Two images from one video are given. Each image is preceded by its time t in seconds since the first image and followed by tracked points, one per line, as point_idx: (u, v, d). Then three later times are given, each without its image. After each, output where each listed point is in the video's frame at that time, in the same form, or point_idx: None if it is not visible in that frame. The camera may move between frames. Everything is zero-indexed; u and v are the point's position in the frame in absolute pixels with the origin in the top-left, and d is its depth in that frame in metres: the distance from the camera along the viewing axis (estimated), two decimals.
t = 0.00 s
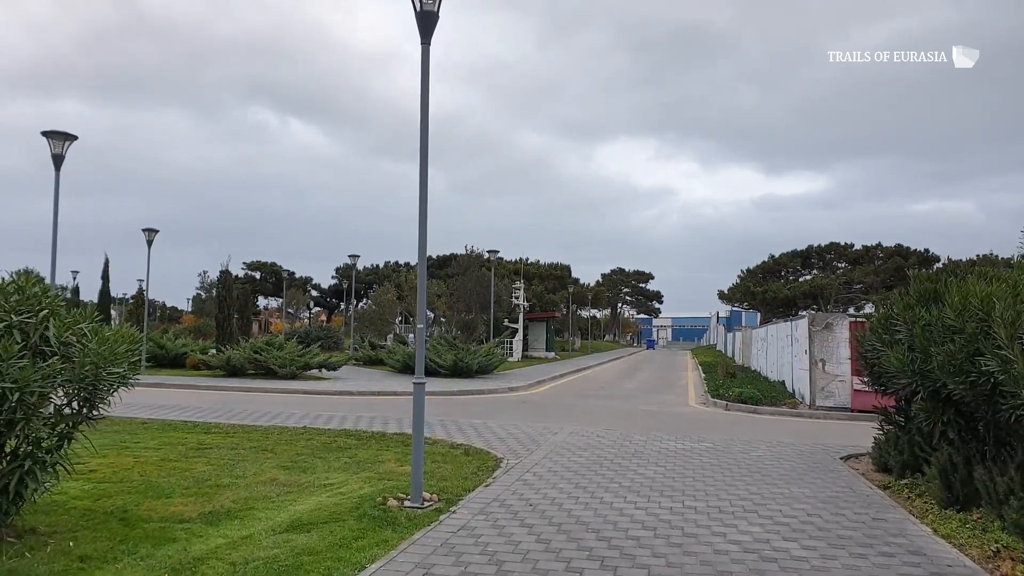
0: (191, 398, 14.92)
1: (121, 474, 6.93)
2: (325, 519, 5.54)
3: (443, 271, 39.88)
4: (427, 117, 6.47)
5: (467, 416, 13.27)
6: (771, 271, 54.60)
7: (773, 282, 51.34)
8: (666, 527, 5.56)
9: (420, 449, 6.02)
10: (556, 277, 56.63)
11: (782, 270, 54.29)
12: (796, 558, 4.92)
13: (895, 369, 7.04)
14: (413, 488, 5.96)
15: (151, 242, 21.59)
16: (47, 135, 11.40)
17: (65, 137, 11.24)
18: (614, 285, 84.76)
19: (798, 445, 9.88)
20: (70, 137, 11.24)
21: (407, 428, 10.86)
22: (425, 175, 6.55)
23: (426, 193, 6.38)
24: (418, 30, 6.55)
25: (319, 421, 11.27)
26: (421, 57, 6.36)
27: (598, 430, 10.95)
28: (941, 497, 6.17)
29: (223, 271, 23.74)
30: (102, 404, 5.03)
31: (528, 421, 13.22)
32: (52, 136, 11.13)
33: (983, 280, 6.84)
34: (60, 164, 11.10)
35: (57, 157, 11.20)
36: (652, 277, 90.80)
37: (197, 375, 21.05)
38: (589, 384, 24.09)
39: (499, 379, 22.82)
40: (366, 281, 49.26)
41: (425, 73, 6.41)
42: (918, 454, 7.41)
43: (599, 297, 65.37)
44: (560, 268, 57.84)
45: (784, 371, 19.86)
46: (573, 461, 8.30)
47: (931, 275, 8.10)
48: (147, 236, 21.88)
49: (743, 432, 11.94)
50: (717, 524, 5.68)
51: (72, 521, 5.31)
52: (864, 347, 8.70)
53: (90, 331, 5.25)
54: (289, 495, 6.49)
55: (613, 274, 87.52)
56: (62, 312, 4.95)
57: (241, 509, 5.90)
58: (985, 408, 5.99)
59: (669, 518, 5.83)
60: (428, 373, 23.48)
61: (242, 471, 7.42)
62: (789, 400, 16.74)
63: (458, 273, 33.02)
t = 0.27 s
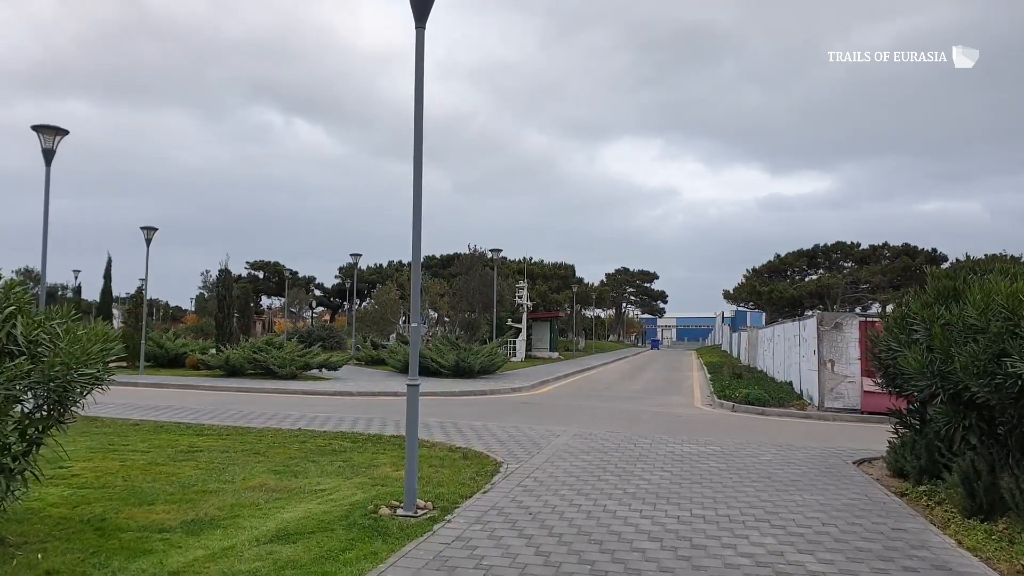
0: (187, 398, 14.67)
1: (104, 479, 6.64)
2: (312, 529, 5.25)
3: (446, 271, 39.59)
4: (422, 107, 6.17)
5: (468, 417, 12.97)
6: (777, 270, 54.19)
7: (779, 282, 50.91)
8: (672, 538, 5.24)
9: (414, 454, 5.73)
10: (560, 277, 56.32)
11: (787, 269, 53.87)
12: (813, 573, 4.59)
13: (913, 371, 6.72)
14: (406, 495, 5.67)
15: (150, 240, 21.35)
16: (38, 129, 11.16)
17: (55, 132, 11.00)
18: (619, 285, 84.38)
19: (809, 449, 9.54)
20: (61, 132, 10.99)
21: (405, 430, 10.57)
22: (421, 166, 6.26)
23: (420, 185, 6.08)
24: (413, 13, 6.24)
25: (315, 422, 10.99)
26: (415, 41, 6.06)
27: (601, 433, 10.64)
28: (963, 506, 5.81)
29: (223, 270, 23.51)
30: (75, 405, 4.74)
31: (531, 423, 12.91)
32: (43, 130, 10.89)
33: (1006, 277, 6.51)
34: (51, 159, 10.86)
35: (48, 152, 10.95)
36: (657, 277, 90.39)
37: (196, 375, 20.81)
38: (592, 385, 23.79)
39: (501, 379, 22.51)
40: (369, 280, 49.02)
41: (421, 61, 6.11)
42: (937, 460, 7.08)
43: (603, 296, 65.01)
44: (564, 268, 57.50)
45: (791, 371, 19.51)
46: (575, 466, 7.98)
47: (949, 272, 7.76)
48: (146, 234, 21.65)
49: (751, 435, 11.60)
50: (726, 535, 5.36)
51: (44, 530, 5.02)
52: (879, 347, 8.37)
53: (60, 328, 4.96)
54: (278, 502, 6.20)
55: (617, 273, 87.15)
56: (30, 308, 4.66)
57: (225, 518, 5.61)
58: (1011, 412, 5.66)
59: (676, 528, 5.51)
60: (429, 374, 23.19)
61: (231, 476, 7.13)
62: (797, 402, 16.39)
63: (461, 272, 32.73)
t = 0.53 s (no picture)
0: (183, 399, 14.40)
1: (85, 485, 6.35)
2: (298, 540, 4.95)
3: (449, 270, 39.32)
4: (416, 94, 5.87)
5: (469, 419, 12.67)
6: (782, 270, 53.77)
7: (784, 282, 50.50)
8: (681, 551, 4.92)
9: (407, 460, 5.43)
10: (564, 277, 55.98)
11: (792, 269, 53.45)
12: None
13: (933, 374, 6.39)
14: (399, 504, 5.37)
15: (148, 239, 21.09)
16: (27, 123, 10.90)
17: (45, 126, 10.73)
18: (623, 285, 84.00)
19: (820, 453, 9.21)
20: (51, 126, 10.73)
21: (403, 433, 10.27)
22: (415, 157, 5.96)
23: (414, 175, 5.78)
24: None
25: (311, 424, 10.70)
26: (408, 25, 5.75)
27: (605, 436, 10.33)
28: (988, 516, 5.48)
29: (222, 269, 23.26)
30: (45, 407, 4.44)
31: (533, 425, 12.60)
32: (32, 124, 10.63)
33: None
34: (41, 153, 10.60)
35: (38, 146, 10.69)
36: (661, 277, 89.99)
37: (194, 375, 20.55)
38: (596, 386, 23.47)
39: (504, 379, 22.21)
40: (371, 280, 48.78)
41: (415, 46, 5.81)
42: (957, 466, 6.76)
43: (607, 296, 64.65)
44: (567, 267, 57.16)
45: (799, 372, 19.17)
46: (578, 471, 7.67)
47: (968, 269, 7.43)
48: (144, 233, 21.41)
49: (759, 438, 11.28)
50: (738, 548, 5.04)
51: (13, 542, 4.73)
52: (893, 348, 8.04)
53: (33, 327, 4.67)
54: (265, 510, 5.90)
55: (621, 273, 86.76)
56: None
57: (209, 527, 5.32)
58: None
59: (685, 540, 5.19)
60: (431, 374, 22.91)
61: (219, 482, 6.84)
62: (805, 403, 16.05)
63: (463, 271, 32.44)
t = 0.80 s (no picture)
0: (179, 400, 14.14)
1: (64, 491, 6.07)
2: (282, 551, 4.66)
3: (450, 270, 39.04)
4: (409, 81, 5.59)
5: (469, 421, 12.39)
6: (786, 270, 53.40)
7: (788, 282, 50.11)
8: (689, 563, 4.62)
9: (400, 466, 5.14)
10: (567, 277, 55.66)
11: (797, 269, 53.07)
12: None
13: (953, 374, 6.08)
14: (391, 512, 5.08)
15: (146, 238, 20.85)
16: (16, 118, 10.66)
17: (33, 121, 10.48)
18: (626, 285, 83.64)
19: (831, 457, 8.90)
20: (40, 121, 10.49)
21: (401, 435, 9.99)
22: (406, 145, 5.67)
23: (405, 164, 5.50)
24: None
25: (307, 426, 10.42)
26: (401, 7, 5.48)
27: (608, 438, 10.03)
28: (1015, 523, 5.18)
29: (220, 269, 22.99)
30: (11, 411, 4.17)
31: (535, 427, 12.32)
32: (21, 119, 10.39)
33: None
34: (29, 149, 10.35)
35: (26, 142, 10.45)
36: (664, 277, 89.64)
37: (192, 376, 20.30)
38: (599, 387, 23.16)
39: (505, 380, 21.92)
40: (373, 280, 48.51)
41: (408, 31, 5.54)
42: (978, 471, 6.44)
43: (610, 296, 64.35)
44: (570, 267, 56.85)
45: (806, 373, 18.85)
46: (580, 475, 7.37)
47: (987, 265, 7.12)
48: (141, 232, 21.16)
49: (767, 441, 10.96)
50: (749, 560, 4.74)
51: None
52: (908, 347, 7.72)
53: None
54: (252, 517, 5.62)
55: (624, 273, 86.42)
56: None
57: (189, 537, 5.03)
58: None
59: (693, 550, 4.89)
60: (432, 375, 22.64)
61: (205, 488, 6.55)
62: (813, 404, 15.74)
63: (465, 271, 32.16)
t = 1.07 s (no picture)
0: (174, 403, 13.89)
1: (42, 501, 5.80)
2: (265, 568, 4.37)
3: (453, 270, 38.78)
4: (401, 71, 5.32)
5: (469, 424, 12.11)
6: (791, 270, 53.03)
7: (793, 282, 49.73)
8: None
9: (390, 476, 4.86)
10: (569, 277, 55.35)
11: (802, 269, 52.68)
12: None
13: (975, 379, 5.79)
14: (381, 526, 4.80)
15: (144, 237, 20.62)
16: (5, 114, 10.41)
17: (22, 117, 10.23)
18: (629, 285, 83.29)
19: (842, 463, 8.59)
20: (29, 117, 10.24)
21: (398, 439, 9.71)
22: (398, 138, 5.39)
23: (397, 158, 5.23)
24: None
25: (302, 430, 10.14)
26: None
27: (611, 443, 9.74)
28: None
29: (219, 269, 22.75)
30: None
31: (536, 430, 12.02)
32: (9, 115, 10.14)
33: None
34: (17, 145, 10.10)
35: (15, 138, 10.20)
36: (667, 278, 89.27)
37: (190, 377, 20.07)
38: (602, 388, 22.87)
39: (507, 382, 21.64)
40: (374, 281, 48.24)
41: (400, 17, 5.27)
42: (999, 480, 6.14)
43: (613, 296, 64.00)
44: (573, 268, 56.55)
45: (813, 375, 18.52)
46: (582, 483, 7.08)
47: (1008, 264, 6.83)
48: (139, 231, 20.93)
49: (775, 445, 10.65)
50: None
51: None
52: (924, 349, 7.42)
53: None
54: (236, 529, 5.33)
55: (627, 274, 86.08)
56: None
57: (168, 551, 4.75)
58: None
59: (701, 567, 4.59)
60: (433, 376, 22.37)
61: (190, 496, 6.28)
62: (820, 407, 15.42)
63: (467, 271, 31.89)
